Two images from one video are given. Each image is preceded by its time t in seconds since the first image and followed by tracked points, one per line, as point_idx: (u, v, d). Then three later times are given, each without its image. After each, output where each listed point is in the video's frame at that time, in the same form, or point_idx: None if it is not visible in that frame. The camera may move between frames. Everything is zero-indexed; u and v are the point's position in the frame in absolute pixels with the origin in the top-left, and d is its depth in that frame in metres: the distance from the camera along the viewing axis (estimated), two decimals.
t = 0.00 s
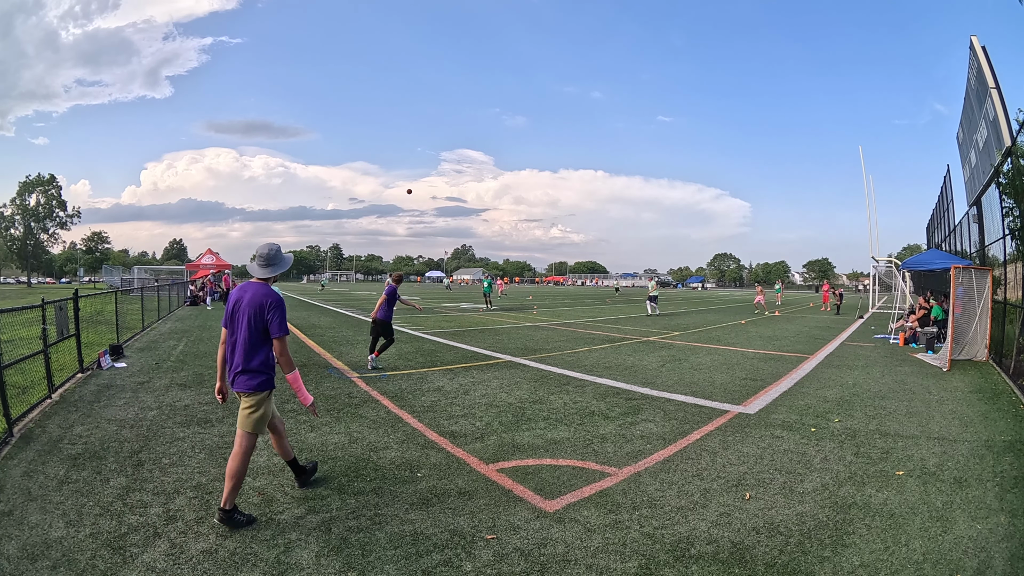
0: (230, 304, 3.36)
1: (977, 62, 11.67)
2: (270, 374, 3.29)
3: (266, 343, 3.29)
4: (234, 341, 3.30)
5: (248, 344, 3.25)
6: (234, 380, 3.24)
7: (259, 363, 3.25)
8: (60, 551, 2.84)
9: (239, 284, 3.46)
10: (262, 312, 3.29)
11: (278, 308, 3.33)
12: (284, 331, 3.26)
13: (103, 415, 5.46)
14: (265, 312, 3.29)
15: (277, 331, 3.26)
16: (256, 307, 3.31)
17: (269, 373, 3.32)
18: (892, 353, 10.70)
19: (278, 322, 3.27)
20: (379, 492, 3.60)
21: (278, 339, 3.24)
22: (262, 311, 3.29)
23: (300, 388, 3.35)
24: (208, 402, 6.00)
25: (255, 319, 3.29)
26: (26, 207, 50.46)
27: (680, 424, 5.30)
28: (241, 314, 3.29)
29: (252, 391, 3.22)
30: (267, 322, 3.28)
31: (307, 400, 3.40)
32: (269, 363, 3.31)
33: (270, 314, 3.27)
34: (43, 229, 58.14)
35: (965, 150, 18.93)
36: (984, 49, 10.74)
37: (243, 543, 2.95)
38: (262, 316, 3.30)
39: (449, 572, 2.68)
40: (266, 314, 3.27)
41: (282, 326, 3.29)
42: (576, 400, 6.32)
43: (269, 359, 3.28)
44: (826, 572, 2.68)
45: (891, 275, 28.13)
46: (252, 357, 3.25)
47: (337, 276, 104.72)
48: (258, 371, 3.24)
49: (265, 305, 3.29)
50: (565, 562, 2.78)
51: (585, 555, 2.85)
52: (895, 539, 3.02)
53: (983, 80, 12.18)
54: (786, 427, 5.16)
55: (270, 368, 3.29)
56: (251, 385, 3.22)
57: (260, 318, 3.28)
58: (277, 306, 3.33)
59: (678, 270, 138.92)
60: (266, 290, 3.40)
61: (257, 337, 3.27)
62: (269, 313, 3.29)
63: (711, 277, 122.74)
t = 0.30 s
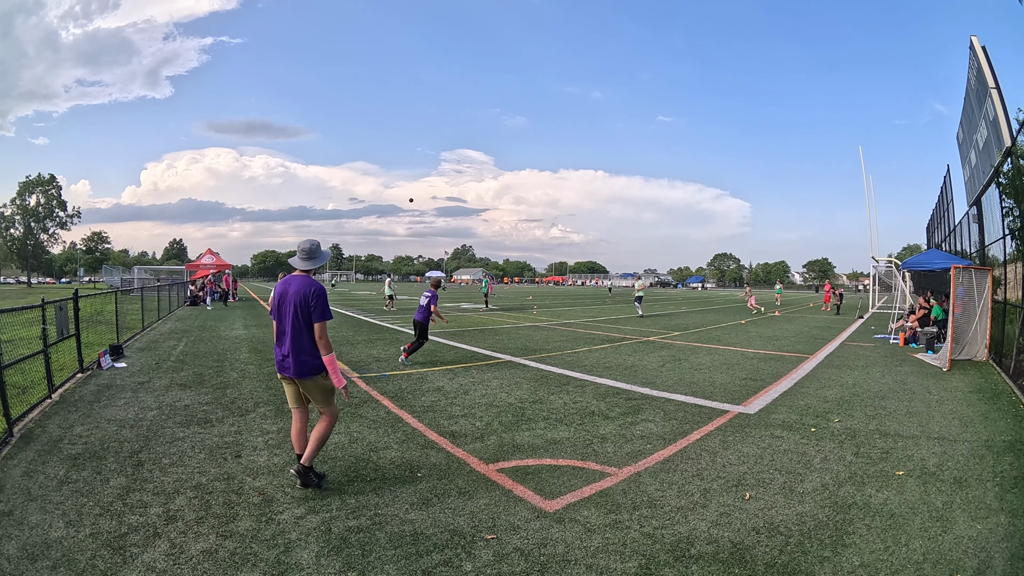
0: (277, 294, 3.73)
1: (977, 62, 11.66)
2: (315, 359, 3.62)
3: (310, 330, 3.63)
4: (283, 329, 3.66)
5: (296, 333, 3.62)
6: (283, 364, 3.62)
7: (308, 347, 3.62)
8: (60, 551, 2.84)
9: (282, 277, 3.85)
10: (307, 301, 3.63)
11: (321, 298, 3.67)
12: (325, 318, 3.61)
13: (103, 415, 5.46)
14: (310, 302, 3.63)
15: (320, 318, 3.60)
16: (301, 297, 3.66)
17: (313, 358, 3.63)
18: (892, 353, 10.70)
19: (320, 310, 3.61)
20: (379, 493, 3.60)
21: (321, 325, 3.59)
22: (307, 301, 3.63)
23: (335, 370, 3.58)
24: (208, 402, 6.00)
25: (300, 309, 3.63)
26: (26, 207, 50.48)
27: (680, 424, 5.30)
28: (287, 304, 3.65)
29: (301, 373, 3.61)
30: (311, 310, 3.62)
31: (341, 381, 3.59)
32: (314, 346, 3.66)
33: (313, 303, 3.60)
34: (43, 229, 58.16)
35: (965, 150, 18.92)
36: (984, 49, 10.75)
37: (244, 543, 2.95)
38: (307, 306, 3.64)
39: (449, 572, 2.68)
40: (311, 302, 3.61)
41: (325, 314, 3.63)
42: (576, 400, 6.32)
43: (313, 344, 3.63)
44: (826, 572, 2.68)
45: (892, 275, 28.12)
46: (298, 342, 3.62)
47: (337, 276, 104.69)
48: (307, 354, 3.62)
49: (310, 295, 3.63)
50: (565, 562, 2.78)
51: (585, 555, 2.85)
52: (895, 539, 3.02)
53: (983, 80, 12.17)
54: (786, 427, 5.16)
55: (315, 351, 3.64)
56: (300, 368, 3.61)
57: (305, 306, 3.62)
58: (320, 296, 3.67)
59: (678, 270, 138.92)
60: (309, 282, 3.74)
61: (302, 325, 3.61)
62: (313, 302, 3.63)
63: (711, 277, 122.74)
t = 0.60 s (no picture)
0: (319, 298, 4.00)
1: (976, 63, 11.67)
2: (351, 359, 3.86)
3: (350, 331, 3.87)
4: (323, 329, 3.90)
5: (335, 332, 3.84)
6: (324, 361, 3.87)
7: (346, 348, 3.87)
8: (60, 551, 2.84)
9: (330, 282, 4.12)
10: (348, 307, 3.88)
11: (364, 304, 3.93)
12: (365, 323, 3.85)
13: (103, 415, 5.46)
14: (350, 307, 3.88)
15: (360, 322, 3.84)
16: (345, 302, 3.92)
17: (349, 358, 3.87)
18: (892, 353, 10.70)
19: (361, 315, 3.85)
20: (379, 492, 3.60)
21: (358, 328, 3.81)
22: (349, 306, 3.88)
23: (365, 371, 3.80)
24: (208, 402, 6.01)
25: (343, 313, 3.88)
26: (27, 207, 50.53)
27: (680, 424, 5.30)
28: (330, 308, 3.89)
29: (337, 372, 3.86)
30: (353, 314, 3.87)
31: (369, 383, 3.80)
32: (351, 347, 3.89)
33: (356, 307, 3.85)
34: (43, 229, 58.16)
35: (965, 151, 18.93)
36: (984, 49, 10.75)
37: (244, 543, 2.95)
38: (348, 309, 3.88)
39: (449, 572, 2.68)
40: (353, 308, 3.86)
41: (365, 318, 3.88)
42: (576, 400, 6.33)
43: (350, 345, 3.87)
44: (826, 572, 2.68)
45: (892, 275, 28.16)
46: (338, 342, 3.86)
47: (337, 276, 104.70)
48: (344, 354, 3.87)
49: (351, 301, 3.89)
50: (565, 562, 2.78)
51: (585, 555, 2.85)
52: (895, 539, 3.02)
53: (983, 80, 12.18)
54: (786, 427, 5.16)
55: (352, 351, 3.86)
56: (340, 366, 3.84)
57: (347, 310, 3.87)
58: (362, 301, 3.92)
59: (678, 271, 138.94)
60: (352, 288, 4.01)
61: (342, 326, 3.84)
62: (355, 307, 3.88)
63: (711, 277, 122.78)
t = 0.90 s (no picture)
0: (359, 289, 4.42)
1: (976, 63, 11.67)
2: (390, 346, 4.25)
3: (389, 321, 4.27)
4: (365, 320, 4.32)
5: (373, 320, 4.26)
6: (364, 347, 4.28)
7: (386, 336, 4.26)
8: (60, 551, 2.84)
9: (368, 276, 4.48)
10: (387, 299, 4.29)
11: (402, 296, 4.31)
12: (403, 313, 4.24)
13: (103, 415, 5.46)
14: (389, 299, 4.29)
15: (399, 312, 4.23)
16: (384, 294, 4.33)
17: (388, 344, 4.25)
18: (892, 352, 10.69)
19: (399, 306, 4.26)
20: (379, 492, 3.60)
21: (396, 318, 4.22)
22: (388, 298, 4.30)
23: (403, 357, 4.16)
24: (208, 402, 6.00)
25: (383, 304, 4.29)
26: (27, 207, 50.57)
27: (680, 424, 5.30)
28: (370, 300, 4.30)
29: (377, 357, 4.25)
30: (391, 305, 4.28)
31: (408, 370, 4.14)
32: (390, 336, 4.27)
33: (395, 300, 4.26)
34: (43, 229, 58.17)
35: (965, 150, 18.93)
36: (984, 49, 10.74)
37: (244, 543, 2.95)
38: (387, 301, 4.29)
39: (449, 572, 2.68)
40: (392, 300, 4.27)
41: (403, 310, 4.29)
42: (576, 400, 6.33)
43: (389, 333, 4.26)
44: (826, 572, 2.68)
45: (892, 275, 28.18)
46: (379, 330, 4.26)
47: (337, 276, 104.70)
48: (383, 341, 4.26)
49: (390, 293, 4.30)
50: (565, 562, 2.78)
51: (585, 555, 2.85)
52: (895, 539, 3.02)
53: (983, 80, 12.17)
54: (786, 427, 5.16)
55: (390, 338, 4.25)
56: (376, 351, 4.25)
57: (386, 302, 4.28)
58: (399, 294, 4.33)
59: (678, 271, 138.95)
60: (392, 282, 4.40)
61: (380, 315, 4.24)
62: (393, 299, 4.29)
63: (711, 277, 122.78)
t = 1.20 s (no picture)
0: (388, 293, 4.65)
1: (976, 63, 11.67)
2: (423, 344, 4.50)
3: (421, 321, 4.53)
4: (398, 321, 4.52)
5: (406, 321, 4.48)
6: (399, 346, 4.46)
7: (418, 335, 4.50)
8: (60, 551, 2.84)
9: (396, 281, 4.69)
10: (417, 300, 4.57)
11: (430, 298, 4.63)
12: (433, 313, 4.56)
13: (103, 415, 5.46)
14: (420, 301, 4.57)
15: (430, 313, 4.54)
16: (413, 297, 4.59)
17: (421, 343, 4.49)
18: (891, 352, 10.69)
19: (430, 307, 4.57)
20: (379, 492, 3.60)
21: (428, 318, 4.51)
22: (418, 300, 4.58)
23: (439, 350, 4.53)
24: (208, 402, 6.00)
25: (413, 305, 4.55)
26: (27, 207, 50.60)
27: (680, 424, 5.30)
28: (401, 300, 4.54)
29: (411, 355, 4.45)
30: (422, 306, 4.56)
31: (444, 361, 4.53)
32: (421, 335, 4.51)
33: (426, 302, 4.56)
34: (43, 229, 58.19)
35: (965, 150, 18.93)
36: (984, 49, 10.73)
37: (244, 543, 2.95)
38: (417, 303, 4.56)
39: (449, 572, 2.68)
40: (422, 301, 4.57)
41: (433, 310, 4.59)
42: (577, 400, 6.33)
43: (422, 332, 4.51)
44: (826, 572, 2.68)
45: (891, 275, 28.20)
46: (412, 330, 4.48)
47: (337, 276, 104.74)
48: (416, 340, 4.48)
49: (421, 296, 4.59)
50: (565, 562, 2.78)
51: (585, 555, 2.85)
52: (895, 539, 3.02)
53: (983, 80, 12.17)
54: (786, 427, 5.16)
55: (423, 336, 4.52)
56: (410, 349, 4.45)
57: (417, 304, 4.55)
58: (428, 296, 4.64)
59: (678, 271, 138.96)
60: (421, 285, 4.69)
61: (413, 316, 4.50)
62: (424, 301, 4.58)
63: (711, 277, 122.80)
